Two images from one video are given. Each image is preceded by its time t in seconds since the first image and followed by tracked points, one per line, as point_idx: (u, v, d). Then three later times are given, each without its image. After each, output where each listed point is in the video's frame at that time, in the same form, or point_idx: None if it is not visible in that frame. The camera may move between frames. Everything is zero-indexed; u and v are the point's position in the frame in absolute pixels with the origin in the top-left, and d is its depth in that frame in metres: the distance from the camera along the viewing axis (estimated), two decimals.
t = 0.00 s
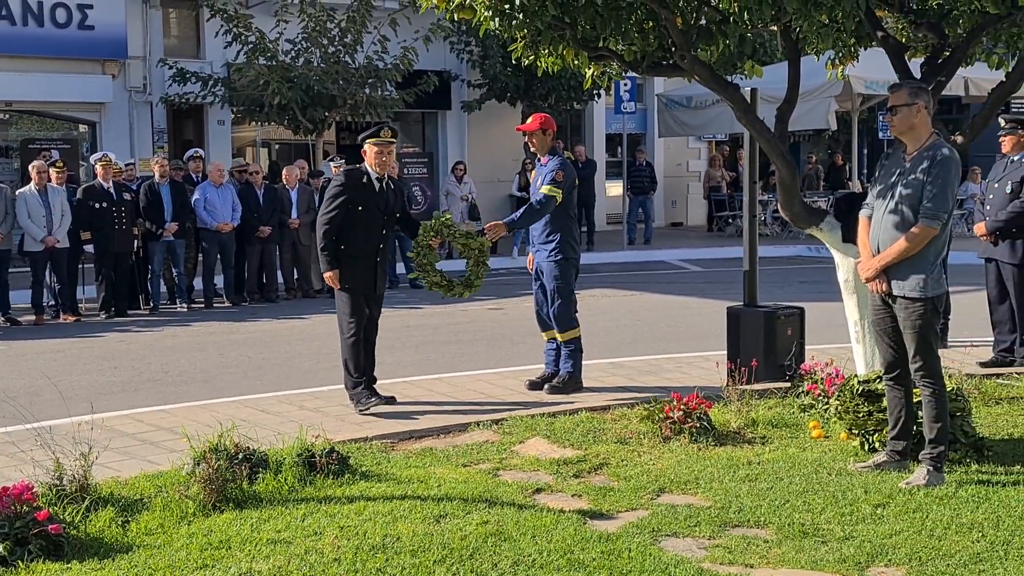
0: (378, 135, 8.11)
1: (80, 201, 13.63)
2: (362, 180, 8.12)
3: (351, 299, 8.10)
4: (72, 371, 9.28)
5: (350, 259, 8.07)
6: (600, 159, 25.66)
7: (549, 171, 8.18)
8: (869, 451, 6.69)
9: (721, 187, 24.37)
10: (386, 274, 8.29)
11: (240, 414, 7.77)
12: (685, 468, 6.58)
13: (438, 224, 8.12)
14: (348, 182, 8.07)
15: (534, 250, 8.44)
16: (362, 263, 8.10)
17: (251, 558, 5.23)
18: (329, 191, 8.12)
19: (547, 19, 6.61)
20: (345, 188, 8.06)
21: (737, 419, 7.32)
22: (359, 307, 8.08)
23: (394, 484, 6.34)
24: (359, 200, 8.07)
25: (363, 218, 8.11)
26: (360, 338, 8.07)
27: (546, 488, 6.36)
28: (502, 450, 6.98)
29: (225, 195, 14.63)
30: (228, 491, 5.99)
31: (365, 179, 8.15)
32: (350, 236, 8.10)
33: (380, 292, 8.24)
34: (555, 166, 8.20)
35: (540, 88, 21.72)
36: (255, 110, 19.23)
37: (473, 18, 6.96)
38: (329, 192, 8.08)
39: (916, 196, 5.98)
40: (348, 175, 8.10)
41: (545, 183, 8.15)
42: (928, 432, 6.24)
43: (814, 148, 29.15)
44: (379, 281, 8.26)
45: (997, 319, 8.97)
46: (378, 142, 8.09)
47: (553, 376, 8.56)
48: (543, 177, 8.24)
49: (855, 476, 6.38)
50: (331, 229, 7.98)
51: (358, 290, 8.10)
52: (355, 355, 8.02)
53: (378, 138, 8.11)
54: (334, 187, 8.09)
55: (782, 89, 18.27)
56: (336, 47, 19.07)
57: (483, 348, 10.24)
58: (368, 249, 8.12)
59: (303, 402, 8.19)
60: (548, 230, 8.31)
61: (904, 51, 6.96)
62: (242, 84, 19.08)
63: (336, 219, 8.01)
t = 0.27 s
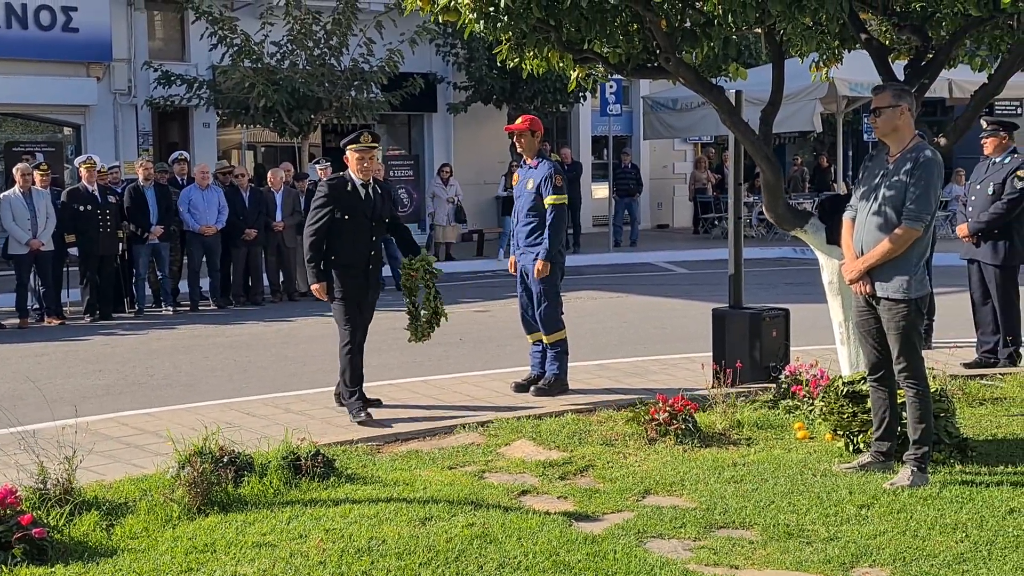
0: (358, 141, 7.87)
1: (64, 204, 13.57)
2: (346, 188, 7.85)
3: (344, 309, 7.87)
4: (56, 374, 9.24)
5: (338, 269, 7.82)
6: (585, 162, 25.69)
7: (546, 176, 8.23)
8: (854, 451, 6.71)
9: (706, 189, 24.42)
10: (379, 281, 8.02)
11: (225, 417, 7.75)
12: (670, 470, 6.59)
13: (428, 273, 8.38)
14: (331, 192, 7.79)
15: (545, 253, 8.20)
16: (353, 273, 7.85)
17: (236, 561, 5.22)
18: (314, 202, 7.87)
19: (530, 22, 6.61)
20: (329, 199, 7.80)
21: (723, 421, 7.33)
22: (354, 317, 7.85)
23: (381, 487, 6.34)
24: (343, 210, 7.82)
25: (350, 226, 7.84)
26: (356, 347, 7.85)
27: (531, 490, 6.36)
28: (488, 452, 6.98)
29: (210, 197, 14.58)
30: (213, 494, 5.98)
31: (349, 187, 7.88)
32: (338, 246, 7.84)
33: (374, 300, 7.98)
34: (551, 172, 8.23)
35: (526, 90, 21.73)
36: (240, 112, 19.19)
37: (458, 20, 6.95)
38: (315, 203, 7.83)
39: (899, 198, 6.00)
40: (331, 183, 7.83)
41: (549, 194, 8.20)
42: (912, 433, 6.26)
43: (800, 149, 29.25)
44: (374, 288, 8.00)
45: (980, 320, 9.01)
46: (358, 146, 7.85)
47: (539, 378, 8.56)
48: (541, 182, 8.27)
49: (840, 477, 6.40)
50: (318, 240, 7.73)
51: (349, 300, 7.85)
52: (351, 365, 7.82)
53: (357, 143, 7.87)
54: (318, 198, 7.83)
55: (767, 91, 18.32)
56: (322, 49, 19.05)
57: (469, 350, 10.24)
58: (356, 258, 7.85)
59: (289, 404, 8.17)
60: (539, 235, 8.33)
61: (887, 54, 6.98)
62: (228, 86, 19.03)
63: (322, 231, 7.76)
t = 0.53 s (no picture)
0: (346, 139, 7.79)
1: (52, 206, 13.56)
2: (336, 190, 7.81)
3: (337, 312, 7.79)
4: (44, 377, 9.21)
5: (331, 271, 7.76)
6: (574, 163, 25.70)
7: (543, 179, 8.26)
8: (842, 452, 6.72)
9: (695, 190, 24.45)
10: (376, 282, 7.93)
11: (213, 419, 7.74)
12: (659, 471, 6.59)
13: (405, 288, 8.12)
14: (321, 194, 7.76)
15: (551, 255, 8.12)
16: (345, 274, 7.78)
17: (224, 563, 5.22)
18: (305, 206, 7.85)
19: (518, 23, 6.60)
20: (319, 201, 7.77)
21: (711, 421, 7.34)
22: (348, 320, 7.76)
23: (369, 489, 6.33)
24: (334, 211, 7.78)
25: (341, 227, 7.81)
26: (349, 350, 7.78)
27: (520, 491, 6.37)
28: (476, 453, 6.98)
29: (199, 200, 14.62)
30: (201, 496, 5.97)
31: (338, 187, 7.84)
32: (331, 248, 7.79)
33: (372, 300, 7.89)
34: (547, 174, 8.27)
35: (515, 92, 21.74)
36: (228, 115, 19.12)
37: (445, 22, 6.95)
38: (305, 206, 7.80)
39: (886, 198, 6.02)
40: (320, 186, 7.80)
41: (546, 197, 8.23)
42: (899, 433, 6.29)
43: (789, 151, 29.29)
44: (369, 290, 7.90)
45: (966, 321, 9.04)
46: (346, 145, 7.79)
47: (528, 379, 8.56)
48: (537, 185, 8.29)
49: (827, 477, 6.42)
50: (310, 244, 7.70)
51: (344, 302, 7.78)
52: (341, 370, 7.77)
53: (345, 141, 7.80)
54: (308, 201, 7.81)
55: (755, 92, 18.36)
56: (310, 51, 19.10)
57: (458, 352, 10.24)
58: (349, 259, 7.80)
59: (278, 406, 8.16)
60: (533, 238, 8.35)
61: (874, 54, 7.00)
62: (216, 88, 19.03)
63: (313, 233, 7.73)
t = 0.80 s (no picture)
0: (353, 143, 7.65)
1: (46, 208, 13.56)
2: (339, 194, 7.64)
3: (340, 318, 7.68)
4: (37, 379, 9.20)
5: (334, 277, 7.64)
6: (569, 165, 25.72)
7: (537, 181, 8.24)
8: (836, 453, 6.72)
9: (690, 192, 24.48)
10: (380, 287, 7.80)
11: (207, 421, 7.73)
12: (652, 473, 6.59)
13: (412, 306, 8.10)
14: (324, 199, 7.60)
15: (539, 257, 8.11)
16: (349, 280, 7.65)
17: (218, 565, 5.21)
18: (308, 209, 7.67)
19: (512, 24, 6.60)
20: (322, 205, 7.59)
21: (705, 423, 7.35)
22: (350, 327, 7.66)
23: (363, 490, 6.33)
24: (337, 216, 7.62)
25: (344, 232, 7.66)
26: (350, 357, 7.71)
27: (514, 493, 6.36)
28: (471, 455, 6.98)
29: (193, 201, 14.64)
30: (195, 498, 5.97)
31: (342, 191, 7.69)
32: (334, 254, 7.66)
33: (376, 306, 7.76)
34: (541, 176, 8.25)
35: (510, 93, 21.75)
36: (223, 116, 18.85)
37: (439, 24, 6.95)
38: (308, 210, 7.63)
39: (881, 201, 6.03)
40: (322, 189, 7.64)
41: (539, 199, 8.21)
42: (893, 435, 6.29)
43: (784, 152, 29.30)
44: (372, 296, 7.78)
45: (959, 322, 9.06)
46: (352, 150, 7.63)
47: (523, 381, 8.55)
48: (531, 186, 8.28)
49: (821, 479, 6.42)
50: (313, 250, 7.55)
51: (348, 308, 7.66)
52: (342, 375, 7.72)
53: (352, 144, 7.64)
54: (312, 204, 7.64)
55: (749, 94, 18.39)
56: (305, 52, 19.11)
57: (452, 354, 10.23)
58: (352, 265, 7.66)
59: (272, 407, 8.16)
60: (526, 240, 8.33)
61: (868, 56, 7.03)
62: (210, 89, 19.03)
63: (316, 239, 7.57)
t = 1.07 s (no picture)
0: (372, 143, 7.50)
1: (37, 209, 13.51)
2: (353, 194, 7.51)
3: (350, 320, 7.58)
4: (28, 380, 9.18)
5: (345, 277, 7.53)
6: (561, 166, 25.73)
7: (529, 182, 8.23)
8: (827, 454, 6.72)
9: (682, 194, 24.49)
10: (393, 290, 7.66)
11: (198, 422, 7.72)
12: (644, 474, 6.59)
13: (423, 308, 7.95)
14: (338, 198, 7.50)
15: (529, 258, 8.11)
16: (359, 283, 7.54)
17: (208, 567, 5.21)
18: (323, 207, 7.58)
19: (504, 25, 6.59)
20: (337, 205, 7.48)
21: (697, 424, 7.36)
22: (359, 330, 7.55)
23: (354, 492, 6.33)
24: (350, 216, 7.49)
25: (357, 233, 7.53)
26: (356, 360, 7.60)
27: (505, 494, 6.36)
28: (462, 456, 6.98)
29: (184, 202, 14.61)
30: (186, 500, 5.96)
31: (356, 192, 7.54)
32: (345, 254, 7.55)
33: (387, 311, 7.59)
34: (533, 177, 8.24)
35: (502, 95, 21.76)
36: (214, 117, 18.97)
37: (431, 25, 6.94)
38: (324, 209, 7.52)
39: (872, 203, 6.04)
40: (337, 189, 7.52)
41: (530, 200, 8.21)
42: (883, 436, 6.30)
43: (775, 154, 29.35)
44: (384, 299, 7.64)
45: (950, 323, 9.09)
46: (371, 151, 7.46)
47: (515, 382, 8.55)
48: (524, 188, 8.27)
49: (812, 480, 6.43)
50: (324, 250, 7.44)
51: (356, 310, 7.55)
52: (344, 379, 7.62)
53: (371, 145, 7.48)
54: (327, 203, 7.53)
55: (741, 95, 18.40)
56: (297, 52, 19.08)
57: (443, 355, 10.23)
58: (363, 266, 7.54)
59: (263, 409, 8.15)
60: (518, 241, 8.34)
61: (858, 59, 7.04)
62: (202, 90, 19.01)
63: (328, 239, 7.47)
